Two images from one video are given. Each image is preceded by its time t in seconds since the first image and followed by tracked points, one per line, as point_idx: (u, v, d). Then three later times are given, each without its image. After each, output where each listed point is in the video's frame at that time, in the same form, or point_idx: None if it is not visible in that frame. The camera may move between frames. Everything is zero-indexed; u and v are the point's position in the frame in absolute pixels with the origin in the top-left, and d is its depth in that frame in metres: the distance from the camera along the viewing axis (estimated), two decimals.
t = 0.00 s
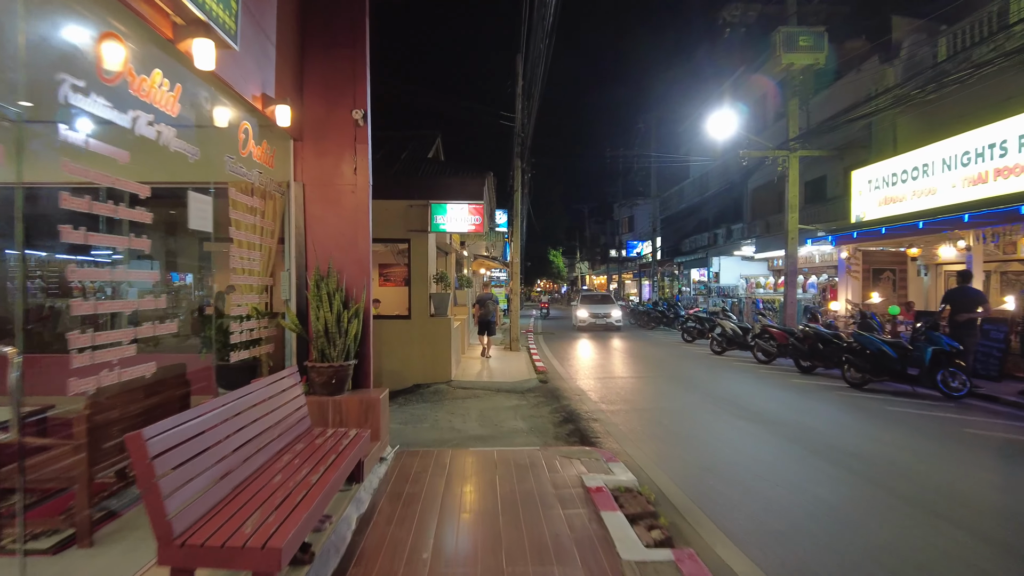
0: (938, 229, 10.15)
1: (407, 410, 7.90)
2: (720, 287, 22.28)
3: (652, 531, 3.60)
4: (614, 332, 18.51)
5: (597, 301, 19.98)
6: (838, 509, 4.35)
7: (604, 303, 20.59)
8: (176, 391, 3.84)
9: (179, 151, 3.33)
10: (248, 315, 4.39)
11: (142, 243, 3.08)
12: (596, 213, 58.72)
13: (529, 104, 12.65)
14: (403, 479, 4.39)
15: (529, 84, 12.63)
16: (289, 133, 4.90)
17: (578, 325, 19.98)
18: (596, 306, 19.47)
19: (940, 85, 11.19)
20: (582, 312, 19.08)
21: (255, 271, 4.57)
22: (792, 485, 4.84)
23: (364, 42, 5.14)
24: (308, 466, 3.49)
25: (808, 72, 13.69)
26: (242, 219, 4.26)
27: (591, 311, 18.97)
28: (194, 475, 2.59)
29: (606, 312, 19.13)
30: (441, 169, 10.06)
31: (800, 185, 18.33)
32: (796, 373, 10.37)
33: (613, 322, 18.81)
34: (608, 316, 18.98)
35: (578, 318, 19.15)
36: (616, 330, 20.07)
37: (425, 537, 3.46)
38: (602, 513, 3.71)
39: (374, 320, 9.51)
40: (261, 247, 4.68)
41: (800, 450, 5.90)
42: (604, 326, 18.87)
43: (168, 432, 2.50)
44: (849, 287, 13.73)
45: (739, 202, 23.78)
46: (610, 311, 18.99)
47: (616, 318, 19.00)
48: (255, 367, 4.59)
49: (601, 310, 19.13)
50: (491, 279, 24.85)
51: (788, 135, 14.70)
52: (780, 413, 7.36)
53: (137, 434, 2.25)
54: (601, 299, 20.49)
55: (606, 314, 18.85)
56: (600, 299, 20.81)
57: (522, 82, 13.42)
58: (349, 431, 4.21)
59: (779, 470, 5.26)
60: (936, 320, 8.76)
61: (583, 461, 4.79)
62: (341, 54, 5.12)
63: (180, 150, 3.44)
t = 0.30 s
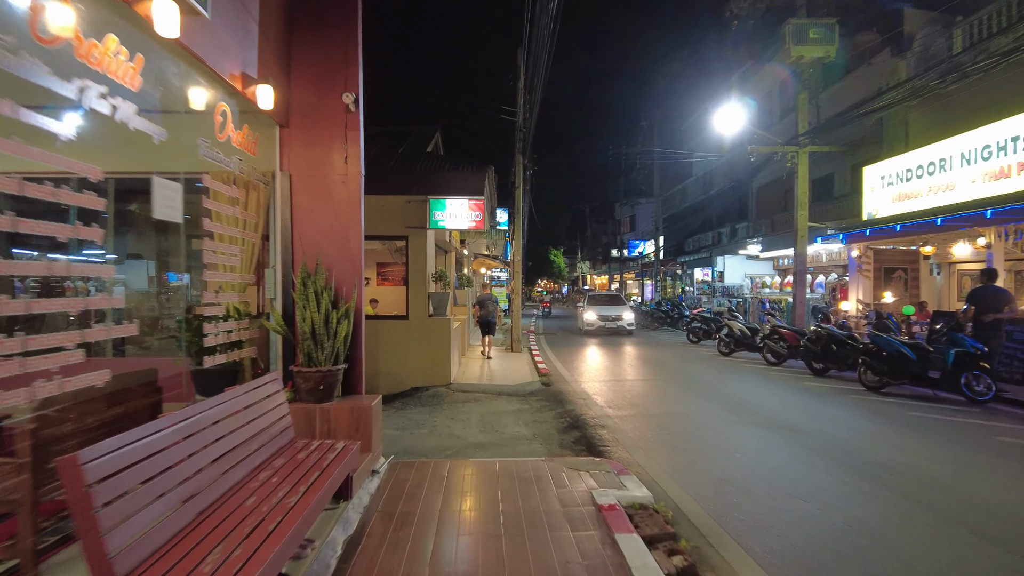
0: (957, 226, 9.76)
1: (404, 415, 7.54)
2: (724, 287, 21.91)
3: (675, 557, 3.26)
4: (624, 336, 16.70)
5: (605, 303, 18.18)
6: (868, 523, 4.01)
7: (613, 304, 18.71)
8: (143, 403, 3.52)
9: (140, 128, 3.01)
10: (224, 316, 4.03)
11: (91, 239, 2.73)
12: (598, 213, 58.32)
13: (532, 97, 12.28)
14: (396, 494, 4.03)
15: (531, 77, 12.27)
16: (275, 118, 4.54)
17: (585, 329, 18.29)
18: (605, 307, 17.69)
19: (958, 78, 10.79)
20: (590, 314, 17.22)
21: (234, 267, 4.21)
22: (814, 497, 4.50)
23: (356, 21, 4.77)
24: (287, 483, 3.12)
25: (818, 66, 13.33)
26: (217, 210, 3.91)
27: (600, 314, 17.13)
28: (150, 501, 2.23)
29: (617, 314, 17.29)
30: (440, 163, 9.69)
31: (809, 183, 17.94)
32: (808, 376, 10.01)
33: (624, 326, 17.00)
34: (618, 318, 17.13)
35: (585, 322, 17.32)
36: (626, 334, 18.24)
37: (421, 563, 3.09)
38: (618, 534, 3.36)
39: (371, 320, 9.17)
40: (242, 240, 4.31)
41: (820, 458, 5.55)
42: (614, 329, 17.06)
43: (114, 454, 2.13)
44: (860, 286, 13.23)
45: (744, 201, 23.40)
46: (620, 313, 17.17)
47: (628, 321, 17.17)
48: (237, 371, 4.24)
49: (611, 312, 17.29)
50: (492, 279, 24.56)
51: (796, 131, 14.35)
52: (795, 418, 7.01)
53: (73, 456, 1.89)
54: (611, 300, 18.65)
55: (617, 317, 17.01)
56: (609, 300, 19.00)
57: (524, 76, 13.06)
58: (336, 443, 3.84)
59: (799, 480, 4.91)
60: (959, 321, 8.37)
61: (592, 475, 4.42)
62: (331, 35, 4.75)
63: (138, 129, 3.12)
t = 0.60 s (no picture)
0: (978, 223, 9.36)
1: (401, 423, 7.16)
2: (729, 287, 21.52)
3: None
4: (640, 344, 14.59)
5: (615, 304, 16.18)
6: (906, 543, 3.62)
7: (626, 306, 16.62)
8: (104, 419, 3.12)
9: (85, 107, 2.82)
10: (197, 321, 3.67)
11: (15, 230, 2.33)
12: (598, 213, 57.93)
13: (535, 92, 11.90)
14: (388, 518, 3.65)
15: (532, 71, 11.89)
16: (257, 104, 4.16)
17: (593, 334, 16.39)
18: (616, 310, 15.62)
19: (975, 68, 10.39)
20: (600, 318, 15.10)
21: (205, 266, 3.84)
22: (843, 513, 4.11)
23: None
24: (262, 511, 2.75)
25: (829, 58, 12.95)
26: (186, 201, 3.55)
27: (611, 317, 15.02)
28: (74, 552, 1.91)
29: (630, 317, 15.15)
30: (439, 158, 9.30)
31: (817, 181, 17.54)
32: (823, 379, 9.61)
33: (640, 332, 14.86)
34: (633, 323, 14.96)
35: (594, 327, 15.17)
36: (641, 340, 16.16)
37: None
38: (636, 569, 2.96)
39: (366, 322, 8.77)
40: (215, 238, 3.93)
41: (844, 468, 5.16)
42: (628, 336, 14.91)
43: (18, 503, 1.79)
44: (873, 286, 12.89)
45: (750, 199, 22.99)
46: (634, 316, 15.01)
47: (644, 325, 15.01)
48: (212, 381, 3.86)
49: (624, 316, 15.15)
50: (493, 279, 24.22)
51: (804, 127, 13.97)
52: (814, 426, 6.62)
53: None
54: (622, 302, 16.65)
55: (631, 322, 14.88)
56: (619, 302, 17.08)
57: (525, 70, 12.67)
58: (321, 462, 3.47)
59: (825, 494, 4.52)
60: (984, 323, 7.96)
61: (602, 494, 4.04)
62: (319, 13, 4.37)
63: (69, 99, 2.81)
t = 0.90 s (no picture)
0: (1001, 219, 8.98)
1: (399, 429, 6.80)
2: (734, 286, 21.15)
3: None
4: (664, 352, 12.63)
5: (632, 306, 14.31)
6: (962, 572, 3.25)
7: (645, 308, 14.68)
8: (56, 434, 2.79)
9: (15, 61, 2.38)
10: (168, 323, 3.32)
11: None
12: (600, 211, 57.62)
13: (538, 84, 11.51)
14: (381, 544, 3.26)
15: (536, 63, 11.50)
16: (238, 84, 3.78)
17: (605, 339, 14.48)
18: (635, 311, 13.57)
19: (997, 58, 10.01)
20: (617, 321, 13.09)
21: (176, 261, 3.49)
22: (884, 534, 3.73)
23: None
24: (227, 547, 2.35)
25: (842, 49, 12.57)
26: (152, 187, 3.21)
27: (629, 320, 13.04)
28: None
29: (652, 321, 13.13)
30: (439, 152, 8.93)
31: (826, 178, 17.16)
32: (838, 382, 9.25)
33: (664, 338, 12.84)
34: (655, 327, 12.91)
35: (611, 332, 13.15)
36: (664, 348, 14.11)
37: None
38: None
39: (363, 323, 8.40)
40: (189, 229, 3.58)
41: (875, 482, 4.79)
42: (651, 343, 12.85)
43: None
44: (886, 285, 12.50)
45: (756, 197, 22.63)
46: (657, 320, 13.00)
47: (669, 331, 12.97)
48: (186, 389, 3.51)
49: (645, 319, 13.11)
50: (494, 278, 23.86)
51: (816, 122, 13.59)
52: (837, 434, 6.24)
53: None
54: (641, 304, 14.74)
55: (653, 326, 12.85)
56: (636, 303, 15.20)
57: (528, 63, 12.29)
58: (305, 482, 3.07)
59: (861, 513, 4.14)
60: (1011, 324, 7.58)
61: (619, 514, 3.66)
62: None
63: (14, 65, 2.57)
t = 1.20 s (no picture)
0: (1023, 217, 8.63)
1: (396, 439, 6.46)
2: (739, 286, 20.85)
3: None
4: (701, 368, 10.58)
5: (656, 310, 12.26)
6: None
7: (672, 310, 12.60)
8: None
9: None
10: (127, 329, 3.00)
11: None
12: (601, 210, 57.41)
13: (540, 78, 11.16)
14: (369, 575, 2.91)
15: (539, 56, 11.14)
16: (213, 64, 3.44)
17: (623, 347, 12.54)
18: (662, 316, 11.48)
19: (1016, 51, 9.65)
20: (642, 329, 11.02)
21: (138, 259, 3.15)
22: (924, 563, 3.41)
23: None
24: None
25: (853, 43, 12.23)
26: (105, 172, 2.87)
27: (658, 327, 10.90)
28: None
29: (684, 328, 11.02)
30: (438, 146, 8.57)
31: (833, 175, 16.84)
32: (852, 386, 8.90)
33: (700, 349, 10.76)
34: (690, 335, 10.80)
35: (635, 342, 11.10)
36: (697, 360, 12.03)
37: None
38: None
39: (358, 325, 8.05)
40: (156, 224, 3.24)
41: (906, 499, 4.46)
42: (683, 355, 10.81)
43: None
44: (898, 285, 12.13)
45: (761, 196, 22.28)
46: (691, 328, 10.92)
47: (704, 340, 10.90)
48: (154, 401, 3.17)
49: (676, 326, 10.99)
50: (494, 277, 23.58)
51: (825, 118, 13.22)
52: (858, 444, 5.90)
53: None
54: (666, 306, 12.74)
55: (686, 334, 10.78)
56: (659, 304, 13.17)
57: (530, 56, 11.92)
58: (283, 509, 2.73)
59: (894, 536, 3.81)
60: None
61: (634, 539, 3.32)
62: None
63: None
